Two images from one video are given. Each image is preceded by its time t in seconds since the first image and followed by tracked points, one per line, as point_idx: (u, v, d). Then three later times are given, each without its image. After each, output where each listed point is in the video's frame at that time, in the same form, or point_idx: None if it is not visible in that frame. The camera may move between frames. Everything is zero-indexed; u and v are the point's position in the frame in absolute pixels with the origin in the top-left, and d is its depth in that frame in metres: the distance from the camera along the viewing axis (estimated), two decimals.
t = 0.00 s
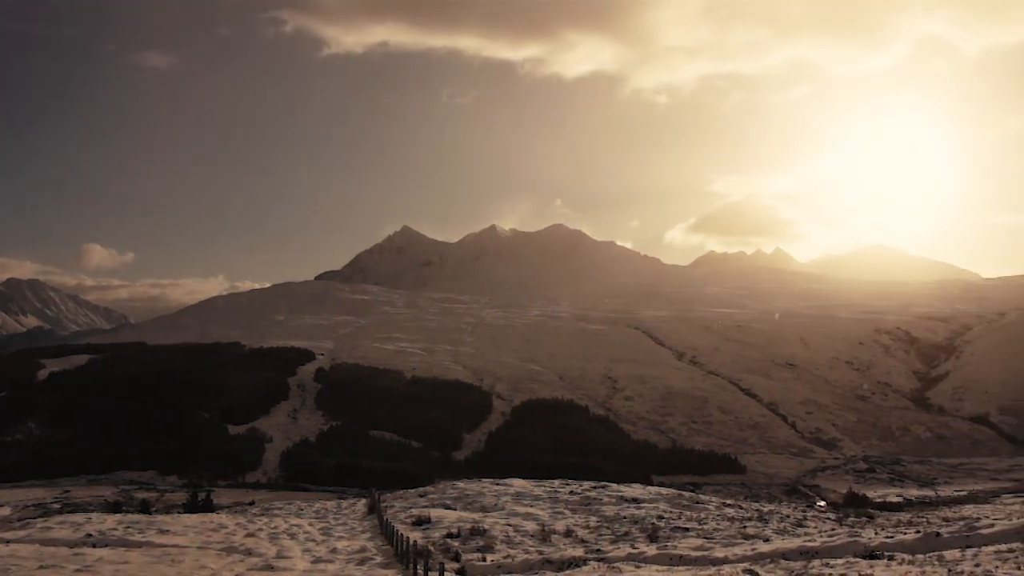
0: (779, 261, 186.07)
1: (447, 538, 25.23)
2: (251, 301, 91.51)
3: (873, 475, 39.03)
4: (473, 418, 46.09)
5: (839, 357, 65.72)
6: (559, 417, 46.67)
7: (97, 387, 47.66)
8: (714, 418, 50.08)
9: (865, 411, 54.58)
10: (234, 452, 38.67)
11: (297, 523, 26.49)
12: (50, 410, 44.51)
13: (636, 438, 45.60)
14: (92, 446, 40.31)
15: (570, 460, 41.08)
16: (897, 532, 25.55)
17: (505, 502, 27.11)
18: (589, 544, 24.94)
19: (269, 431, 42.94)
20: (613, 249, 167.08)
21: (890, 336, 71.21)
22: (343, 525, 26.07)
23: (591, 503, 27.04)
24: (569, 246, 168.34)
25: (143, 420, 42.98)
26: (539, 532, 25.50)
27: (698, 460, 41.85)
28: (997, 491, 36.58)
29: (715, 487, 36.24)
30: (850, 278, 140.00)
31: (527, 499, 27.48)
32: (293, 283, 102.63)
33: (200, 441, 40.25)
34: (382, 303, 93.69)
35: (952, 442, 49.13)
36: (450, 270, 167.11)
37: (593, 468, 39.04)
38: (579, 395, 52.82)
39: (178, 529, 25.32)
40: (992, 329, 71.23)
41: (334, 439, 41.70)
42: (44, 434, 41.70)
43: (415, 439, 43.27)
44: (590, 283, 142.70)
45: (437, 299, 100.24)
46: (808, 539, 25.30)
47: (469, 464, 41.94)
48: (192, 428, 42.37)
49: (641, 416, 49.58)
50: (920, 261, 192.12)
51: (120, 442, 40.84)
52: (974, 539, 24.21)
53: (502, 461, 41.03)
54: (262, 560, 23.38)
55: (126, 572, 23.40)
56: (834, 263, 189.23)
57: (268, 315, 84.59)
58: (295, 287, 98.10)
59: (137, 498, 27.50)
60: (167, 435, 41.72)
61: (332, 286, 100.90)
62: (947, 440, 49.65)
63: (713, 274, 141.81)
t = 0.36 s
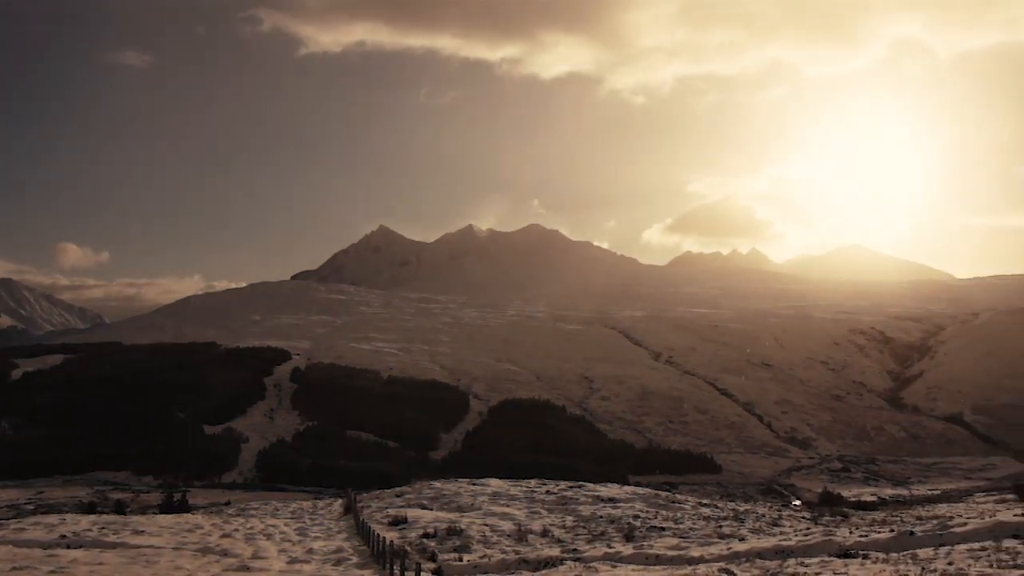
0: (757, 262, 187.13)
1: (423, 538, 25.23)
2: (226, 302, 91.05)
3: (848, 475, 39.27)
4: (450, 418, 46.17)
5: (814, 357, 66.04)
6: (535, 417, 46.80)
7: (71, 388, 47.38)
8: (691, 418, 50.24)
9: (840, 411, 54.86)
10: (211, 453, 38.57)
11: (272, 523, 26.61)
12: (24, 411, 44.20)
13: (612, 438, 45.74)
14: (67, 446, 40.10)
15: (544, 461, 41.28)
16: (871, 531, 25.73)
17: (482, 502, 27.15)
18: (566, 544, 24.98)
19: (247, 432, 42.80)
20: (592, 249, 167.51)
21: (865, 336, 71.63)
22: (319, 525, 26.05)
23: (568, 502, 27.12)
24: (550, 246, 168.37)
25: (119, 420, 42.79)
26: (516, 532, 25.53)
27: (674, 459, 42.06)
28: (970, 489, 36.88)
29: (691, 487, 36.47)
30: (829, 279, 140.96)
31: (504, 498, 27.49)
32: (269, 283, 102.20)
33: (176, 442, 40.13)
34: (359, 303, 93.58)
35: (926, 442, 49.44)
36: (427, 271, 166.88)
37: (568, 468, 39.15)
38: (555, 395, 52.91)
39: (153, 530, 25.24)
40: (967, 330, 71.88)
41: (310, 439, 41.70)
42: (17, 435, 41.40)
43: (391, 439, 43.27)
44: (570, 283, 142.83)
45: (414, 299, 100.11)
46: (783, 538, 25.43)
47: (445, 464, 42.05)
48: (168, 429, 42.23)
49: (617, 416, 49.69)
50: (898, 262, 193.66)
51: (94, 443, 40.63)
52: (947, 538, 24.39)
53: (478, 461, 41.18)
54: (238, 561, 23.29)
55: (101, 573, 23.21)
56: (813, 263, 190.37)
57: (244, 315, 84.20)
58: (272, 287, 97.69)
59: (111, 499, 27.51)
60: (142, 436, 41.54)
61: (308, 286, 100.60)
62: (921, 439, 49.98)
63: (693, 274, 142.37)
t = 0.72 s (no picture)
0: (737, 262, 188.09)
1: (400, 538, 25.22)
2: (202, 302, 90.61)
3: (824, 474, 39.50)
4: (427, 417, 46.21)
5: (789, 357, 66.34)
6: (512, 416, 46.90)
7: (44, 389, 47.13)
8: (667, 418, 50.41)
9: (815, 411, 55.13)
10: (187, 453, 38.47)
11: (247, 523, 26.76)
12: None
13: (589, 438, 45.88)
14: (41, 447, 39.87)
15: (520, 461, 41.40)
16: (845, 530, 25.90)
17: (459, 502, 27.20)
18: (543, 543, 25.03)
19: (223, 434, 42.66)
20: (572, 249, 167.93)
21: (840, 336, 72.05)
22: (295, 526, 26.02)
23: (545, 502, 27.21)
24: (531, 246, 168.45)
25: (95, 420, 42.61)
26: (493, 532, 25.56)
27: (649, 459, 42.27)
28: (943, 489, 37.13)
29: (667, 487, 36.66)
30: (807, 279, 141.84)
31: (481, 499, 27.53)
32: (244, 283, 101.77)
33: (152, 442, 40.02)
34: (336, 303, 93.47)
35: (900, 442, 49.73)
36: (401, 271, 166.54)
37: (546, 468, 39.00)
38: (532, 395, 53.00)
39: (128, 531, 25.16)
40: (942, 330, 72.44)
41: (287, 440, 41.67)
42: None
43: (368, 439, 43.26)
44: (549, 284, 142.99)
45: (391, 299, 100.00)
46: (759, 538, 25.54)
47: (422, 464, 42.10)
48: (143, 429, 42.09)
49: (594, 416, 49.79)
50: (876, 262, 195.25)
51: (68, 443, 40.44)
52: (920, 536, 24.54)
53: (454, 462, 41.26)
54: (214, 561, 23.24)
55: (76, 574, 23.05)
56: (792, 263, 191.51)
57: (220, 315, 83.85)
58: (248, 287, 97.30)
59: (86, 500, 27.50)
60: (118, 436, 41.39)
61: (285, 286, 100.32)
62: (895, 439, 50.24)
63: (671, 275, 142.90)
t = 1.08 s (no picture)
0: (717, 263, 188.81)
1: (375, 538, 25.21)
2: (176, 302, 89.99)
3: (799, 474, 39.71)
4: (403, 417, 46.25)
5: (764, 357, 66.59)
6: (488, 416, 47.00)
7: (17, 390, 46.82)
8: (643, 418, 50.52)
9: (789, 411, 55.35)
10: (162, 453, 38.36)
11: (222, 523, 26.90)
12: None
13: (564, 438, 46.01)
14: (13, 448, 39.61)
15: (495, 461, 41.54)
16: (820, 529, 26.04)
17: (435, 501, 27.23)
18: (518, 543, 25.07)
19: (201, 435, 42.48)
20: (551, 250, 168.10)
21: (815, 336, 72.41)
22: (271, 527, 26.00)
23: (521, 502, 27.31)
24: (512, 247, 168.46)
25: (69, 421, 42.40)
26: (468, 532, 25.59)
27: (624, 458, 42.47)
28: (917, 488, 37.40)
29: (643, 487, 36.87)
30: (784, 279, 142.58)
31: (457, 499, 27.58)
32: (218, 283, 101.15)
33: (127, 442, 39.87)
34: (312, 303, 93.24)
35: (874, 441, 49.97)
36: (375, 269, 165.72)
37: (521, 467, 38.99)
38: (508, 395, 53.05)
39: (102, 532, 25.07)
40: (915, 330, 72.94)
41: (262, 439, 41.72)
42: None
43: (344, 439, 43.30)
44: (528, 284, 142.96)
45: (366, 299, 99.71)
46: (734, 537, 25.61)
47: (398, 463, 42.17)
48: (117, 430, 41.91)
49: (570, 416, 49.85)
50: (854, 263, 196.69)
51: (41, 443, 40.20)
52: (893, 535, 24.68)
53: (429, 462, 41.37)
54: (189, 561, 23.18)
55: (49, 575, 22.90)
56: (770, 263, 192.47)
57: (195, 315, 83.34)
58: (222, 287, 96.73)
59: (60, 501, 27.42)
60: (91, 437, 41.18)
61: (259, 286, 99.83)
62: (869, 438, 50.49)
63: (649, 275, 143.29)
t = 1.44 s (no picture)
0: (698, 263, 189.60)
1: (352, 538, 25.21)
2: (150, 303, 89.29)
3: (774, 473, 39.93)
4: (379, 417, 46.29)
5: (739, 357, 66.86)
6: (464, 416, 47.09)
7: None
8: (619, 418, 50.64)
9: (764, 410, 55.60)
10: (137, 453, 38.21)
11: (197, 525, 27.04)
12: None
13: (540, 437, 46.15)
14: None
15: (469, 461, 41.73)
16: (795, 528, 26.18)
17: (411, 501, 27.25)
18: (494, 543, 25.11)
19: (177, 437, 42.29)
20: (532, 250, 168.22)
21: (789, 336, 72.88)
22: (246, 527, 25.96)
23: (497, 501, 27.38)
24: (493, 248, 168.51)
25: (43, 421, 42.15)
26: (445, 532, 25.62)
27: (599, 458, 42.63)
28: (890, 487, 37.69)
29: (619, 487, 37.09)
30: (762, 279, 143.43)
31: (433, 499, 27.63)
32: (193, 283, 100.49)
33: (102, 443, 39.72)
34: (287, 303, 92.86)
35: (849, 440, 50.24)
36: (355, 270, 165.05)
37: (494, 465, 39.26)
38: (484, 395, 53.09)
39: (75, 532, 25.00)
40: (887, 330, 73.54)
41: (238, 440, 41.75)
42: None
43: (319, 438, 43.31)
44: (507, 283, 143.02)
45: (343, 299, 99.40)
46: (709, 536, 25.71)
47: (373, 463, 42.33)
48: (92, 430, 41.72)
49: (546, 416, 49.90)
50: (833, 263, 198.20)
51: (15, 444, 39.95)
52: (867, 533, 24.82)
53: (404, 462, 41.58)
54: (163, 561, 23.13)
55: None
56: (750, 263, 193.55)
57: (170, 315, 82.78)
58: (197, 287, 96.13)
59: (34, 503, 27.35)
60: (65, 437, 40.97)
61: (235, 286, 99.26)
62: (844, 437, 50.79)
63: (629, 274, 143.72)
